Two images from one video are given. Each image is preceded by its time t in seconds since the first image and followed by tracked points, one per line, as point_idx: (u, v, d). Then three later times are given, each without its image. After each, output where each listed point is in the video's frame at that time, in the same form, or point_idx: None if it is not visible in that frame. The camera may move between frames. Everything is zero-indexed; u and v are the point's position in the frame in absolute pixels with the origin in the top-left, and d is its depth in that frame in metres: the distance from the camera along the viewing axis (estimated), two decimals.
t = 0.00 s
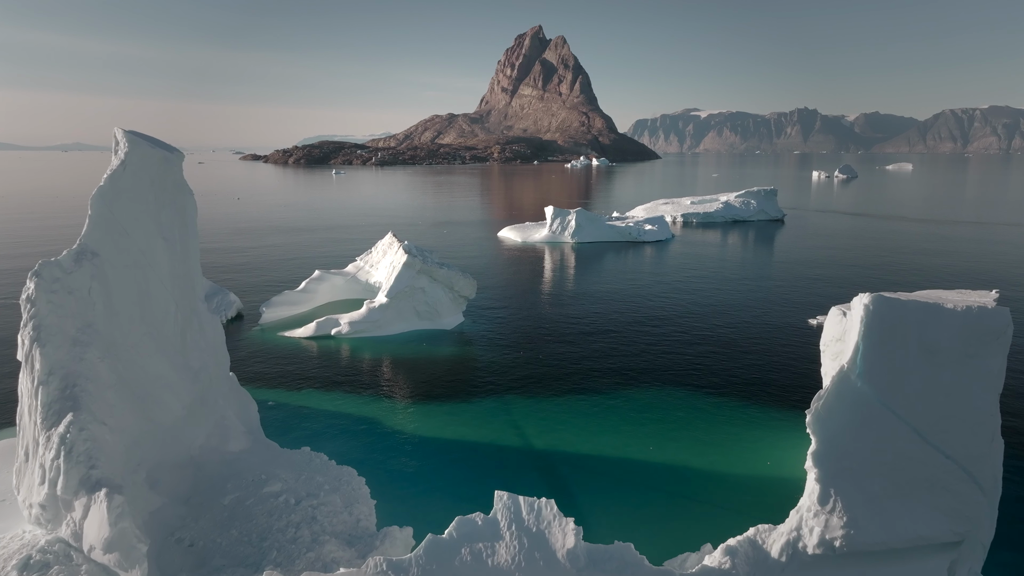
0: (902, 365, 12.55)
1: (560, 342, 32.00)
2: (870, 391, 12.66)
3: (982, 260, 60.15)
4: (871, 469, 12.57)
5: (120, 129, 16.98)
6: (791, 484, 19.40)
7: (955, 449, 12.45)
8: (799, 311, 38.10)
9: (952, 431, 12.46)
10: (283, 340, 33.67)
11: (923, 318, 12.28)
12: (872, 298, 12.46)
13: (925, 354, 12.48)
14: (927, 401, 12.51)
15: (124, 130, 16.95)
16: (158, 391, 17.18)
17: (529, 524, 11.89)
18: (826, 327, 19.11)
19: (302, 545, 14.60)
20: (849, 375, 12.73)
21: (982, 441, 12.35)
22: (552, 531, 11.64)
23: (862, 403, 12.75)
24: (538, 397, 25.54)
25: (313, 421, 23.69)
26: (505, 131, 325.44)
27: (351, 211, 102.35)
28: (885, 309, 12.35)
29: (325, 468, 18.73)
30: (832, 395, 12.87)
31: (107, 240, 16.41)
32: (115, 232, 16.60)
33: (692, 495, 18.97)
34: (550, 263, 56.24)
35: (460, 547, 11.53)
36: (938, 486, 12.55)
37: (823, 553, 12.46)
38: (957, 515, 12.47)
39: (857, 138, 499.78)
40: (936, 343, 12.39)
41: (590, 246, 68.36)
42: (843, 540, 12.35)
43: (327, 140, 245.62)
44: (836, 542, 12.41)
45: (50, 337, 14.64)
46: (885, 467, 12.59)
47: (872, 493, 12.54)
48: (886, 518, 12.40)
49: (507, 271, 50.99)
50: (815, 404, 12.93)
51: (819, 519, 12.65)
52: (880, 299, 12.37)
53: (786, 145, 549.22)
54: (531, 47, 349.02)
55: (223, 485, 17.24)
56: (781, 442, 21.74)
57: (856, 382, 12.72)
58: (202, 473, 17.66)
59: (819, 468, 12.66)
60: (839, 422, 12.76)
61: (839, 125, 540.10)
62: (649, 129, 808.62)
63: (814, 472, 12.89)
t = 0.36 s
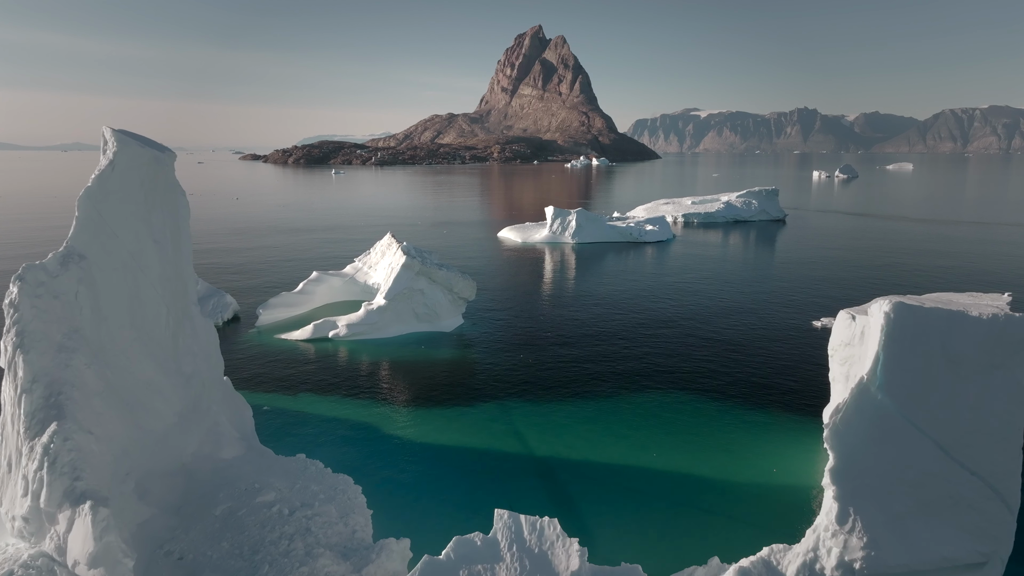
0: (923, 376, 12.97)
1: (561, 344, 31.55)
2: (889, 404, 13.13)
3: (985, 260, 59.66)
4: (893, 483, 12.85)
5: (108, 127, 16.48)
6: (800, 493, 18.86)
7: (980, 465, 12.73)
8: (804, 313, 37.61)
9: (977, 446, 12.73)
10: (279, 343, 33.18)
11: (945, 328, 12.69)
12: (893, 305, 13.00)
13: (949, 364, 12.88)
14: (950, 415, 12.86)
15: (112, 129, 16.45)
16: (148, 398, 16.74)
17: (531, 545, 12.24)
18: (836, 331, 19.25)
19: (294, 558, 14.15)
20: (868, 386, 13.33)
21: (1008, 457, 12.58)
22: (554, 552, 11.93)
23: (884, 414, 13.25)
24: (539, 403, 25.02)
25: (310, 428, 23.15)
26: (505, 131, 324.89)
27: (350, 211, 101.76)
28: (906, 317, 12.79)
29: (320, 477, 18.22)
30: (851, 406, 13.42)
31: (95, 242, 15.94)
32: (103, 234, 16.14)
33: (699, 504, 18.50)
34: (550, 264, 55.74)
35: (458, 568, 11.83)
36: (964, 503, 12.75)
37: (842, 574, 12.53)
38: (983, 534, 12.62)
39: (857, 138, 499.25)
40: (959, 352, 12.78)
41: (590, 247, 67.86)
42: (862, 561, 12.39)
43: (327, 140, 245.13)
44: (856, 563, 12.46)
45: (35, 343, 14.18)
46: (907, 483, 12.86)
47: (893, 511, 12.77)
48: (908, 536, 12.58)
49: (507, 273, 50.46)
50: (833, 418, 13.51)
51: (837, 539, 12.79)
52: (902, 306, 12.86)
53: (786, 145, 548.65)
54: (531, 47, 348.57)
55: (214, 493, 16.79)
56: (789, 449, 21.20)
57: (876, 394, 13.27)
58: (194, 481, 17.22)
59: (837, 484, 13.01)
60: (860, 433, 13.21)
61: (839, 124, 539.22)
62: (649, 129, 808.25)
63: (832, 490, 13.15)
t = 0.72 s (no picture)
0: (946, 386, 13.35)
1: (562, 347, 31.11)
2: (911, 417, 13.33)
3: (988, 260, 59.30)
4: (916, 499, 12.73)
5: (96, 126, 16.01)
6: (807, 503, 18.38)
7: (1005, 482, 12.73)
8: (808, 315, 37.17)
9: (1002, 462, 12.84)
10: (276, 346, 32.68)
11: (969, 336, 13.26)
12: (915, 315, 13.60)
13: (973, 375, 13.34)
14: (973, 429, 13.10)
15: (100, 128, 15.98)
16: (137, 405, 16.28)
17: (533, 567, 12.67)
18: (843, 334, 18.91)
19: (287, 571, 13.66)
20: (889, 400, 13.53)
21: None
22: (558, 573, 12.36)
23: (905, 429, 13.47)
24: (540, 407, 24.54)
25: (306, 434, 22.66)
26: (505, 131, 324.51)
27: (349, 211, 101.23)
28: (927, 325, 13.39)
29: (316, 487, 17.75)
30: (870, 420, 13.57)
31: (82, 245, 15.51)
32: (90, 237, 15.69)
33: (704, 513, 18.03)
34: (550, 265, 55.28)
35: None
36: (991, 523, 12.54)
37: None
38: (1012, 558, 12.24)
39: (857, 138, 499.02)
40: (982, 365, 13.32)
41: (591, 247, 67.39)
42: None
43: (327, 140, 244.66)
44: None
45: (18, 349, 13.73)
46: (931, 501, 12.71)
47: (917, 530, 12.47)
48: (932, 557, 12.16)
49: (508, 274, 50.00)
50: (853, 434, 13.51)
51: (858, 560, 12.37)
52: (923, 315, 13.49)
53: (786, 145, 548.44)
54: (531, 47, 348.18)
55: (207, 502, 16.33)
56: (795, 456, 20.72)
57: (898, 408, 13.45)
58: (186, 489, 16.78)
59: (857, 503, 12.77)
60: (881, 449, 13.24)
61: (839, 125, 539.34)
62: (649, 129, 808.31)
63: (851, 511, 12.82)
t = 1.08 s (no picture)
0: (974, 400, 12.93)
1: (563, 350, 30.66)
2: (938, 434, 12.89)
3: (992, 260, 58.83)
4: (943, 520, 12.30)
5: (82, 124, 15.50)
6: (815, 512, 17.89)
7: None
8: (812, 317, 36.70)
9: None
10: (273, 349, 32.18)
11: (999, 348, 12.87)
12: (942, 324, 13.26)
13: (1004, 388, 12.89)
14: (1004, 445, 12.62)
15: (87, 126, 15.46)
16: (127, 413, 15.83)
17: None
18: (852, 338, 18.43)
19: None
20: (916, 415, 13.11)
21: None
22: None
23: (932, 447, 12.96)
24: (541, 412, 24.04)
25: (302, 440, 22.19)
26: (505, 131, 324.21)
27: (347, 211, 100.69)
28: (955, 334, 13.06)
29: (312, 497, 17.28)
30: (896, 438, 13.12)
31: (68, 247, 15.01)
32: (76, 238, 15.19)
33: (710, 523, 17.51)
34: (551, 265, 54.80)
35: None
36: None
37: None
38: None
39: (857, 138, 498.83)
40: (1012, 379, 12.85)
41: (592, 248, 66.91)
42: None
43: (326, 140, 244.27)
44: None
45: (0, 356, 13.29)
46: (958, 523, 12.26)
47: (943, 554, 12.04)
48: None
49: (507, 275, 49.51)
50: (876, 451, 13.17)
51: None
52: (951, 325, 13.14)
53: (786, 145, 548.39)
54: (531, 47, 347.86)
55: (198, 513, 15.86)
56: (802, 463, 20.21)
57: (924, 423, 13.04)
58: (177, 499, 16.34)
59: (880, 524, 12.49)
60: (909, 468, 12.77)
61: (839, 124, 539.10)
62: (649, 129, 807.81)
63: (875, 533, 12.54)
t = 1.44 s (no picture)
0: (1004, 415, 12.52)
1: (565, 352, 30.21)
2: (967, 449, 12.44)
3: (997, 260, 58.33)
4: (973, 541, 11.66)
5: (69, 123, 15.04)
6: (823, 521, 17.41)
7: None
8: (817, 319, 36.19)
9: None
10: (270, 351, 31.73)
11: None
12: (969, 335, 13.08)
13: None
14: None
15: (74, 125, 15.01)
16: (116, 420, 15.42)
17: None
18: (861, 341, 17.94)
19: None
20: (944, 431, 12.69)
21: None
22: None
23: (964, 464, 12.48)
24: (543, 418, 23.53)
25: (298, 446, 21.72)
26: (505, 131, 323.77)
27: (347, 211, 100.18)
28: (983, 345, 12.81)
29: (305, 507, 16.84)
30: (922, 454, 12.75)
31: (54, 249, 14.55)
32: (63, 240, 14.73)
33: (717, 534, 17.01)
34: (551, 266, 54.30)
35: None
36: None
37: None
38: None
39: (857, 138, 498.54)
40: None
41: (592, 248, 66.45)
42: None
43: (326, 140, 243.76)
44: None
45: None
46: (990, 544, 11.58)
47: None
48: None
49: (507, 276, 48.99)
50: (902, 469, 12.67)
51: None
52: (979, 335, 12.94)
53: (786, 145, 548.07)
54: (531, 47, 347.43)
55: (189, 524, 15.43)
56: (810, 472, 19.68)
57: (952, 440, 12.60)
58: (168, 508, 15.93)
59: (906, 544, 11.89)
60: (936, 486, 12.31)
61: (839, 124, 538.76)
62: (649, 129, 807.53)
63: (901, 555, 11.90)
